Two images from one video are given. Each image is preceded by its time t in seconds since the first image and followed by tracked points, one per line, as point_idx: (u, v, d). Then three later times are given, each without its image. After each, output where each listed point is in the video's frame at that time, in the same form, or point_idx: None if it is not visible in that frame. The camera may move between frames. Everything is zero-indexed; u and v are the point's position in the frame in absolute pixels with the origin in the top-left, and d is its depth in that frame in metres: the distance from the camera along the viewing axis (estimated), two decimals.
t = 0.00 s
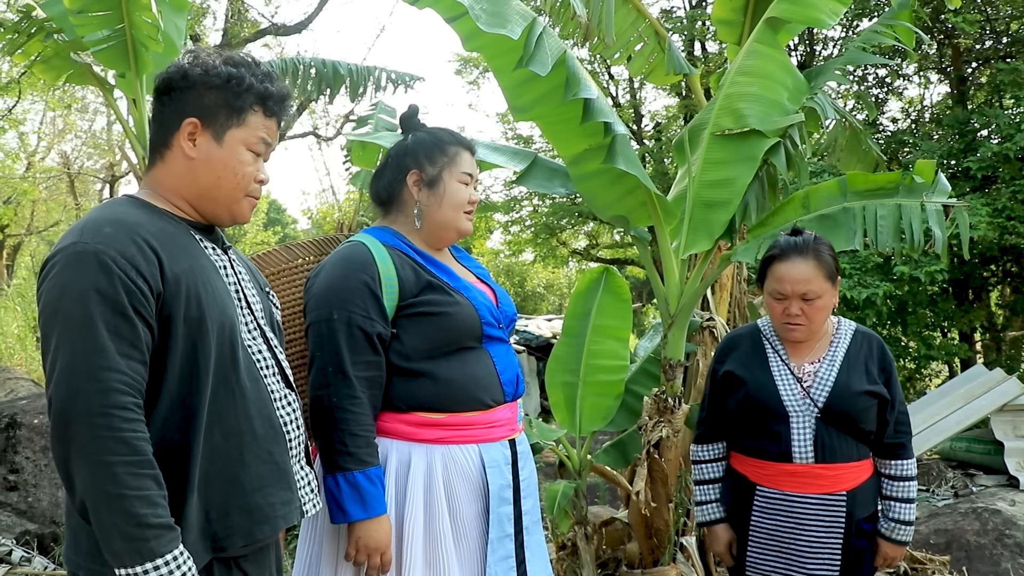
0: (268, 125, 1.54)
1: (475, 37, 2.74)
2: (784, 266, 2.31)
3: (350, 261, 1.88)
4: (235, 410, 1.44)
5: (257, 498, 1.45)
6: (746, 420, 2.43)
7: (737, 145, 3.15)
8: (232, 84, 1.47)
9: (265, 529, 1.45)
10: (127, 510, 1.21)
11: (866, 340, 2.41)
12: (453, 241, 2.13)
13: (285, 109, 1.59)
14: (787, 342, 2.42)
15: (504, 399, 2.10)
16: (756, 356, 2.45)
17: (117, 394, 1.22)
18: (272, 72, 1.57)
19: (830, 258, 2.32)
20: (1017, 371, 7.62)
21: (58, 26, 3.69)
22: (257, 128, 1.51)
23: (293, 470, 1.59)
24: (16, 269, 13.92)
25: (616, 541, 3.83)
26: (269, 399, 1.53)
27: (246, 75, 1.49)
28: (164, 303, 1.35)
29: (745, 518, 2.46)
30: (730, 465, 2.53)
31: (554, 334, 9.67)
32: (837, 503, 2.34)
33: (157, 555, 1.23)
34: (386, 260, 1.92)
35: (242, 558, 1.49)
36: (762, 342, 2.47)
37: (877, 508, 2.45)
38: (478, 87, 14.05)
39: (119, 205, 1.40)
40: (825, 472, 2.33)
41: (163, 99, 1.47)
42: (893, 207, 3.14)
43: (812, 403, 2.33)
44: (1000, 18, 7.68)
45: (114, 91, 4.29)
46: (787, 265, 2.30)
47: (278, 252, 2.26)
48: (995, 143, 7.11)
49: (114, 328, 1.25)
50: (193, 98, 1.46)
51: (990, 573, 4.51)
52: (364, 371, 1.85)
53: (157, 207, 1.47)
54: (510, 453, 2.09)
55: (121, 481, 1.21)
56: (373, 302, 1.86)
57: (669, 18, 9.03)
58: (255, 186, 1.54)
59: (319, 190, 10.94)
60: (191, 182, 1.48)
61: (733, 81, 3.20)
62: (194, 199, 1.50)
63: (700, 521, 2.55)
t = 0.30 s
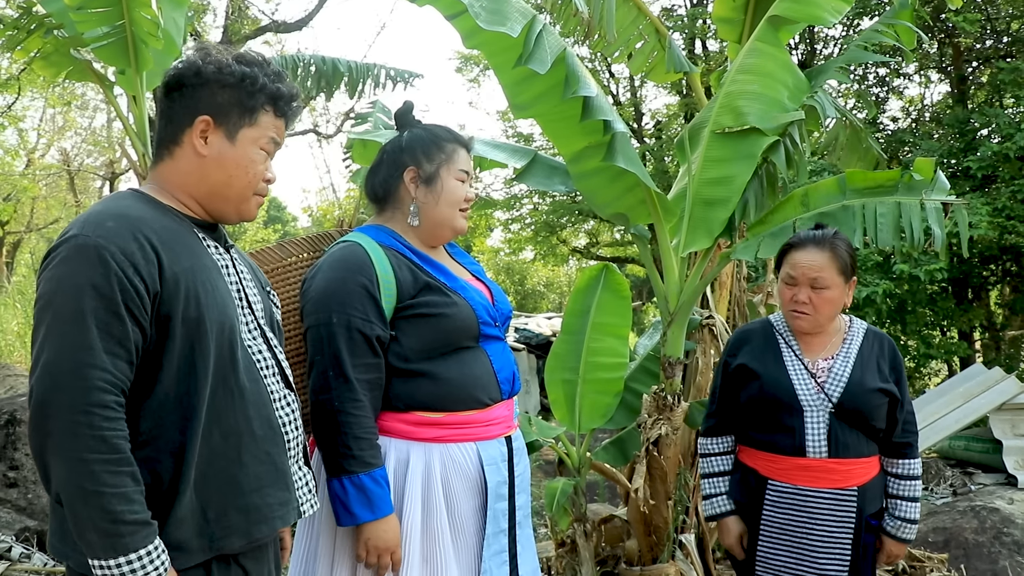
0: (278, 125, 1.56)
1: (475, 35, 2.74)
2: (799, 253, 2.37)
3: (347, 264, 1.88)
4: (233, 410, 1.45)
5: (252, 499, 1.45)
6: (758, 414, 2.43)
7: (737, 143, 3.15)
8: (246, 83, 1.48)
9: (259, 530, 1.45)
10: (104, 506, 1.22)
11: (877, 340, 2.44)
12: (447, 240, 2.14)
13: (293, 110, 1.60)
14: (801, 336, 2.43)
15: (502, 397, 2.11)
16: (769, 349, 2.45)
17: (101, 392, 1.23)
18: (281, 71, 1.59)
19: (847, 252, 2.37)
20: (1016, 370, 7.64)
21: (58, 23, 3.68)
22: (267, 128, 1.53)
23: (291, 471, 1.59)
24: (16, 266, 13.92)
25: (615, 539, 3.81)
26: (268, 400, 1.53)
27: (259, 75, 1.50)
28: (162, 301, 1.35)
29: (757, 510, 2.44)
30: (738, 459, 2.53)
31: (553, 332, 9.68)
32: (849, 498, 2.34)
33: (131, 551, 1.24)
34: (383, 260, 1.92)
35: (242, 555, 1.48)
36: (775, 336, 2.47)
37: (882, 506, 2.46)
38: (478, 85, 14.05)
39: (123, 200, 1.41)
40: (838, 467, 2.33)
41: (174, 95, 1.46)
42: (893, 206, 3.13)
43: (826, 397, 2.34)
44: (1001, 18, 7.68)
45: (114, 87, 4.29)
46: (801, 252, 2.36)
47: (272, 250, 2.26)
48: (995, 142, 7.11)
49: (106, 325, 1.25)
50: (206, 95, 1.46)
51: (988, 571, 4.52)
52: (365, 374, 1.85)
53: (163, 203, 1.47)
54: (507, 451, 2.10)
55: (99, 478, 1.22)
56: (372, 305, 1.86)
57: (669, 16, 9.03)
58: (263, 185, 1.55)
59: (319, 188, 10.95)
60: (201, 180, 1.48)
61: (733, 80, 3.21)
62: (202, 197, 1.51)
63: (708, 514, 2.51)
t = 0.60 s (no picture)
0: (279, 125, 1.57)
1: (471, 32, 2.74)
2: (804, 245, 2.43)
3: (337, 262, 1.87)
4: (226, 412, 1.45)
5: (236, 499, 1.45)
6: (762, 409, 2.43)
7: (733, 142, 3.17)
8: (252, 85, 1.49)
9: (237, 528, 1.45)
10: (44, 492, 1.20)
11: (882, 339, 2.44)
12: (439, 235, 2.13)
13: (291, 109, 1.60)
14: (806, 332, 2.45)
15: (492, 394, 2.11)
16: (775, 344, 2.46)
17: (46, 377, 1.21)
18: (277, 68, 1.58)
19: (853, 250, 2.40)
20: (1010, 369, 7.67)
21: (53, 20, 3.67)
22: (270, 129, 1.53)
23: (280, 472, 1.59)
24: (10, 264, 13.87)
25: (610, 538, 3.80)
26: (261, 401, 1.53)
27: (263, 77, 1.51)
28: (147, 299, 1.34)
29: (760, 504, 2.44)
30: (740, 453, 2.54)
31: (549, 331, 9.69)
32: (851, 495, 2.34)
33: (75, 536, 1.22)
34: (374, 260, 1.92)
35: (234, 551, 1.48)
36: (782, 333, 2.48)
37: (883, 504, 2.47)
38: (474, 84, 14.05)
39: (117, 196, 1.40)
40: (841, 463, 2.33)
41: (177, 96, 1.45)
42: (887, 205, 3.14)
43: (831, 395, 2.35)
44: (996, 18, 7.71)
45: (110, 85, 4.28)
46: (806, 245, 2.42)
47: (264, 248, 2.26)
48: (989, 142, 7.13)
49: (68, 314, 1.24)
50: (211, 98, 1.45)
51: (981, 570, 4.54)
52: (354, 372, 1.85)
53: (163, 205, 1.46)
54: (498, 448, 2.09)
55: (40, 463, 1.20)
56: (361, 304, 1.86)
57: (665, 15, 9.04)
58: (266, 185, 1.56)
59: (316, 186, 10.93)
60: (207, 182, 1.48)
61: (729, 79, 3.21)
62: (206, 199, 1.50)
63: (711, 506, 2.52)
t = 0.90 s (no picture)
0: (264, 119, 1.56)
1: (461, 31, 2.73)
2: (802, 244, 2.44)
3: (323, 259, 1.87)
4: (213, 409, 1.43)
5: (219, 496, 1.43)
6: (760, 406, 2.43)
7: (722, 140, 3.17)
8: (234, 80, 1.48)
9: (214, 524, 1.44)
10: (13, 470, 1.19)
11: (881, 338, 2.45)
12: (426, 234, 2.12)
13: (276, 103, 1.59)
14: (805, 329, 2.45)
15: (479, 391, 2.10)
16: (775, 341, 2.46)
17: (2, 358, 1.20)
18: (261, 63, 1.57)
19: (852, 250, 2.41)
20: (998, 367, 7.73)
21: (41, 16, 3.64)
22: (254, 123, 1.53)
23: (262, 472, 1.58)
24: None
25: (600, 536, 3.77)
26: (248, 398, 1.52)
27: (245, 71, 1.50)
28: (123, 293, 1.33)
29: (756, 500, 2.45)
30: (739, 448, 2.55)
31: (540, 329, 9.69)
32: (846, 492, 2.35)
33: (51, 510, 1.22)
34: (359, 257, 1.91)
35: (222, 549, 1.46)
36: (782, 331, 2.48)
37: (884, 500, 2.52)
38: (466, 82, 14.04)
39: (100, 193, 1.40)
40: (837, 461, 2.34)
41: (158, 92, 1.44)
42: (875, 203, 3.14)
43: (828, 393, 2.35)
44: (984, 18, 7.75)
45: (98, 82, 4.25)
46: (804, 243, 2.43)
47: (252, 247, 2.26)
48: (978, 142, 7.17)
49: (31, 301, 1.23)
50: (193, 93, 1.44)
51: (969, 566, 4.57)
52: (338, 369, 1.84)
53: (148, 202, 1.45)
54: (485, 444, 2.09)
55: (6, 442, 1.19)
56: (346, 300, 1.86)
57: (657, 14, 9.05)
58: (252, 180, 1.55)
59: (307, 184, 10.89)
60: (192, 178, 1.47)
61: (718, 77, 3.21)
62: (191, 196, 1.49)
63: (711, 499, 2.53)
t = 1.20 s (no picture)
0: (251, 109, 1.53)
1: (455, 27, 2.72)
2: (802, 242, 2.45)
3: (320, 256, 1.87)
4: (208, 409, 1.42)
5: (217, 495, 1.43)
6: (760, 401, 2.44)
7: (717, 137, 3.16)
8: (215, 69, 1.45)
9: (212, 523, 1.44)
10: (15, 478, 1.19)
11: (880, 335, 2.45)
12: (421, 230, 2.11)
13: (266, 94, 1.57)
14: (806, 326, 2.45)
15: (474, 388, 2.10)
16: (776, 337, 2.46)
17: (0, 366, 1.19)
18: (250, 55, 1.55)
19: (851, 247, 2.40)
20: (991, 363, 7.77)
21: (32, 12, 3.62)
22: (240, 113, 1.49)
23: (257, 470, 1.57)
24: None
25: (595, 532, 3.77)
26: (243, 397, 1.51)
27: (228, 60, 1.47)
28: (115, 294, 1.32)
29: (754, 495, 2.47)
30: (738, 445, 2.55)
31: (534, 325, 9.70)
32: (842, 487, 2.36)
33: (56, 516, 1.21)
34: (356, 254, 1.91)
35: (218, 548, 1.46)
36: (781, 326, 2.48)
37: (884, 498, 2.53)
38: (460, 79, 14.02)
39: (90, 193, 1.39)
40: (835, 457, 2.35)
41: (141, 84, 1.43)
42: (868, 199, 3.15)
43: (828, 389, 2.36)
44: (977, 14, 7.76)
45: (91, 78, 4.23)
46: (804, 241, 2.44)
47: (249, 243, 2.26)
48: (971, 138, 7.18)
49: (25, 307, 1.22)
50: (175, 83, 1.42)
51: (961, 561, 4.60)
52: (336, 366, 1.84)
53: (134, 198, 1.44)
54: (480, 441, 2.09)
55: (6, 450, 1.19)
56: (343, 297, 1.85)
57: (651, 10, 9.04)
58: (239, 171, 1.52)
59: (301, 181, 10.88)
60: (174, 170, 1.45)
61: (712, 74, 3.22)
62: (176, 187, 1.47)
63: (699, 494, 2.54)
